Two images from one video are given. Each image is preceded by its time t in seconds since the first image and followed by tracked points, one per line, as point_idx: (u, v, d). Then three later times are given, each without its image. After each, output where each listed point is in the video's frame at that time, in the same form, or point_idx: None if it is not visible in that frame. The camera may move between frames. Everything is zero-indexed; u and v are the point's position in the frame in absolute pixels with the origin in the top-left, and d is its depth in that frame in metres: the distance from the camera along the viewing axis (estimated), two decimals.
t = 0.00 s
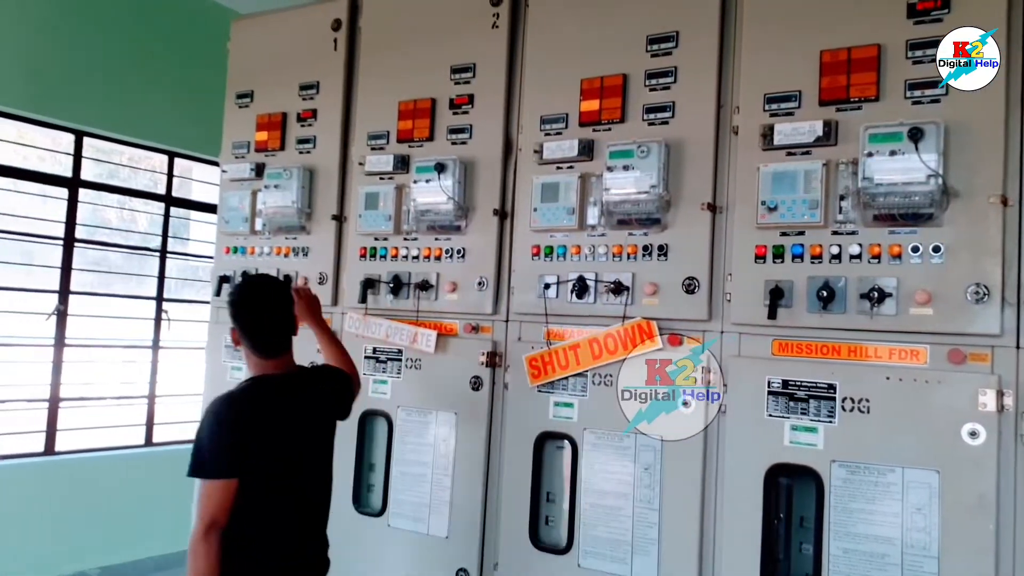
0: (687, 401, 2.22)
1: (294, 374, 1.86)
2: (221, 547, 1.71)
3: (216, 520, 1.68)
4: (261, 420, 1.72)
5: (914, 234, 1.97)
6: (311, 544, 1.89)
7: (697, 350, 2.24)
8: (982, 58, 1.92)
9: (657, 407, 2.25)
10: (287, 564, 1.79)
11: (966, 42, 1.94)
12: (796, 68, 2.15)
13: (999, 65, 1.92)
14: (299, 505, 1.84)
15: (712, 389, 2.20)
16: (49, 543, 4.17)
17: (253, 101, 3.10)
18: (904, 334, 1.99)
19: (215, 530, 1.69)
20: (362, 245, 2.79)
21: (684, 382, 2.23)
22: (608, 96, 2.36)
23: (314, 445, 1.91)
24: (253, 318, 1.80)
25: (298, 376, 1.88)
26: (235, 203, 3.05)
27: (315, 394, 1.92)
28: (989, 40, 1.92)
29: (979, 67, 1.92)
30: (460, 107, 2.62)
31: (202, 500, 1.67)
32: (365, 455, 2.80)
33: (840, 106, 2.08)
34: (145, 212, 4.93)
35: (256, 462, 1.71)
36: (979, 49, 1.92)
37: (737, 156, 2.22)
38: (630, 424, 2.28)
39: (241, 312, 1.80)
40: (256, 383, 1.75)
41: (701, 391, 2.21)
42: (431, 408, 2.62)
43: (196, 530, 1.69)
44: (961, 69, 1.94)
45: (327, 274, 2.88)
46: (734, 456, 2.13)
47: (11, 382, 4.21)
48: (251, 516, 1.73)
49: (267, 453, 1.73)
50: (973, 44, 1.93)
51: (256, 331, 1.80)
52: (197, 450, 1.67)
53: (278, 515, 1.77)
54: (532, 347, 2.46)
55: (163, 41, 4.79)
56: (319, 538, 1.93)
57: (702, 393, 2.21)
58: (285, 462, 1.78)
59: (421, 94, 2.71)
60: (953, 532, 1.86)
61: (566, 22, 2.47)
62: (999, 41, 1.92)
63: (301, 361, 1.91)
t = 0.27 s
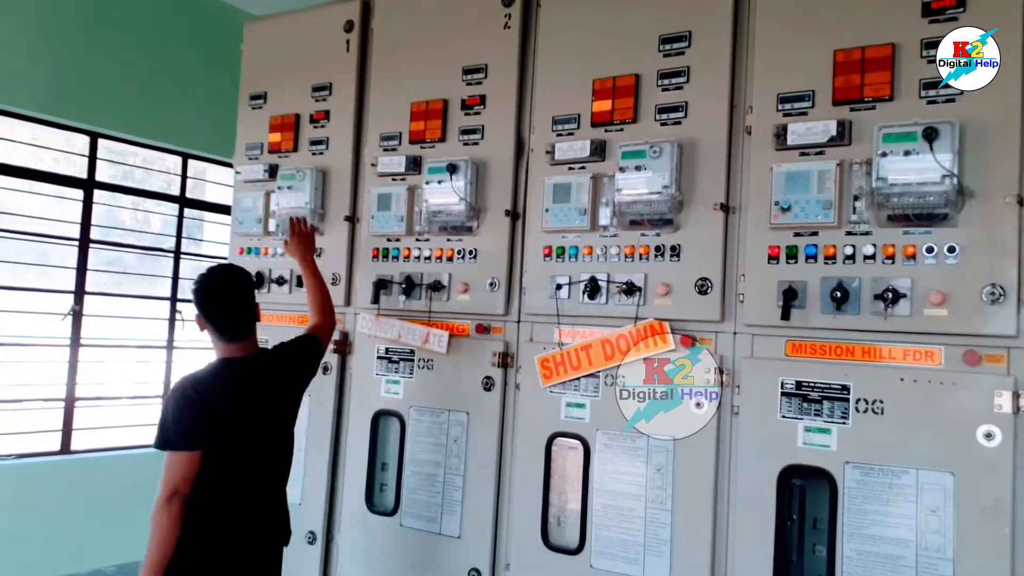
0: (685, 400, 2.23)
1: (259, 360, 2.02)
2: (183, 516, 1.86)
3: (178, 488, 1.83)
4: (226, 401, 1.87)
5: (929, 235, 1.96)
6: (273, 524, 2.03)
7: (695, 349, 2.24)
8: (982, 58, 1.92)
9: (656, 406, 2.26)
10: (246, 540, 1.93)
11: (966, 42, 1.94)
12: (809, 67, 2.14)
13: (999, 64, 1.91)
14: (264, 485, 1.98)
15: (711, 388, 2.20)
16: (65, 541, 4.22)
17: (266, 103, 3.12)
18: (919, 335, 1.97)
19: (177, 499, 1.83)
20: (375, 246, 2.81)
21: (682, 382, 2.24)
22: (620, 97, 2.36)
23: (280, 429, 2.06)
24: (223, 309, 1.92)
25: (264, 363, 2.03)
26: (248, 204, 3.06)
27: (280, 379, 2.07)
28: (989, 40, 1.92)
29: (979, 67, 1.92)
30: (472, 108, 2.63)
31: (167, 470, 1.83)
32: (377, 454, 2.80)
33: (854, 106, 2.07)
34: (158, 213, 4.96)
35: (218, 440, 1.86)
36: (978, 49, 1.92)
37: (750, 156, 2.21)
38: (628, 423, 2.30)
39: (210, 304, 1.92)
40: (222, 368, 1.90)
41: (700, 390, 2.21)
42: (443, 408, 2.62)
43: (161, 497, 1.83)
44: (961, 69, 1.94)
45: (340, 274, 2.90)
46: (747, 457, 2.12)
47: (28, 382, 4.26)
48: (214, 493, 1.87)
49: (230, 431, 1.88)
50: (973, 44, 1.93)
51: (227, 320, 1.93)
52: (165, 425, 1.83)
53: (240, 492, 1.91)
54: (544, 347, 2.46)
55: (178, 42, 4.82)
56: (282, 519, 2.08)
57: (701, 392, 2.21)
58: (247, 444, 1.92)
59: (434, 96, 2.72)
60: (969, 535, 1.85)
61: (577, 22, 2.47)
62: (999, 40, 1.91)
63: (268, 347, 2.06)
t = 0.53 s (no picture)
0: (683, 399, 2.24)
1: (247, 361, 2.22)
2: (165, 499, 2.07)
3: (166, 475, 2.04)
4: (211, 400, 2.09)
5: (940, 235, 1.95)
6: (258, 514, 2.23)
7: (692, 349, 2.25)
8: (982, 58, 1.92)
9: (654, 406, 2.28)
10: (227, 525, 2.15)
11: (966, 42, 1.94)
12: (819, 67, 2.13)
13: (999, 64, 1.91)
14: (249, 478, 2.18)
15: (710, 386, 2.21)
16: (76, 540, 4.25)
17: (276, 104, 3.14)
18: (929, 336, 1.96)
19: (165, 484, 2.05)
20: (383, 246, 2.82)
21: (681, 381, 2.25)
22: (628, 97, 2.36)
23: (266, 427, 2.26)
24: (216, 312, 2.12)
25: (253, 363, 2.23)
26: (259, 205, 3.07)
27: (268, 378, 2.27)
28: (989, 40, 1.92)
29: (979, 67, 1.92)
30: (480, 108, 2.64)
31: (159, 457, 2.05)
32: (384, 454, 2.80)
33: (864, 105, 2.06)
34: (168, 214, 4.99)
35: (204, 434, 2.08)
36: (978, 49, 1.93)
37: (760, 156, 2.21)
38: (627, 422, 2.31)
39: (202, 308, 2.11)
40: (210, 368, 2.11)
41: (698, 389, 2.22)
42: (451, 409, 2.63)
43: (149, 479, 2.04)
44: (961, 69, 1.94)
45: (349, 274, 2.90)
46: (756, 458, 2.12)
47: (40, 381, 4.30)
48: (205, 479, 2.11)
49: (215, 428, 2.09)
50: (973, 44, 1.93)
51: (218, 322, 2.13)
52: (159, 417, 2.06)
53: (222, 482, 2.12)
54: (552, 348, 2.46)
55: (187, 44, 4.85)
56: (269, 509, 2.27)
57: (699, 392, 2.22)
58: (231, 440, 2.13)
59: (442, 96, 2.73)
60: (980, 538, 1.83)
61: (585, 22, 2.47)
62: (999, 40, 1.91)
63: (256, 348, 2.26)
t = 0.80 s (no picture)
0: (682, 398, 2.25)
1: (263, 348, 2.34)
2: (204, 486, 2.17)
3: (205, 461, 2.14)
4: (240, 387, 2.19)
5: (951, 235, 1.94)
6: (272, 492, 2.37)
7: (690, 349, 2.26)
8: (982, 58, 1.92)
9: (653, 404, 2.29)
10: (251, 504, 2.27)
11: (966, 43, 1.94)
12: (829, 67, 2.12)
13: (999, 64, 1.91)
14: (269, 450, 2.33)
15: (708, 386, 2.21)
16: (88, 539, 4.28)
17: (286, 105, 3.15)
18: (941, 337, 1.94)
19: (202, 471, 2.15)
20: (393, 246, 2.83)
21: (679, 380, 2.26)
22: (638, 97, 2.36)
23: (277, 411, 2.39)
24: (219, 315, 2.18)
25: (266, 351, 2.35)
26: (270, 205, 3.09)
27: (279, 365, 2.40)
28: (989, 40, 1.92)
29: (979, 67, 1.93)
30: (489, 109, 2.64)
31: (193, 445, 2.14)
32: (394, 454, 2.82)
33: (875, 105, 2.05)
34: (179, 215, 5.01)
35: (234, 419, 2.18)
36: (978, 49, 1.93)
37: (770, 156, 2.20)
38: (624, 421, 2.33)
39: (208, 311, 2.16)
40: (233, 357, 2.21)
41: (696, 388, 2.23)
42: (460, 408, 2.63)
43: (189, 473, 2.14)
44: (961, 69, 1.94)
45: (358, 275, 2.92)
46: (765, 459, 2.11)
47: (53, 381, 4.33)
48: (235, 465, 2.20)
49: (243, 413, 2.20)
50: (973, 44, 1.93)
51: (223, 325, 2.20)
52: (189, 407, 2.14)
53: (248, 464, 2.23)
54: (561, 348, 2.46)
55: (198, 45, 4.87)
56: (279, 488, 2.41)
57: (697, 391, 2.23)
58: (254, 425, 2.24)
59: (451, 97, 2.73)
60: (993, 540, 1.82)
61: (594, 23, 2.47)
62: (999, 40, 1.91)
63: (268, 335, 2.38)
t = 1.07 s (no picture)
0: (679, 397, 2.26)
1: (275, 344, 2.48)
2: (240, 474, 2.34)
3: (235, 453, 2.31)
4: (253, 381, 2.34)
5: (962, 235, 1.92)
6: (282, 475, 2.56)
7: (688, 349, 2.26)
8: (982, 58, 1.92)
9: (650, 403, 2.30)
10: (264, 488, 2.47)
11: (966, 42, 1.94)
12: (838, 66, 2.11)
13: (999, 64, 1.91)
14: (281, 432, 2.51)
15: (706, 385, 2.22)
16: (98, 536, 4.31)
17: (296, 106, 3.18)
18: (952, 337, 1.93)
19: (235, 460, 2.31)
20: (401, 246, 2.84)
21: (677, 379, 2.27)
22: (646, 97, 2.36)
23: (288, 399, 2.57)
24: (235, 315, 2.27)
25: (277, 346, 2.50)
26: (279, 206, 3.11)
27: (288, 359, 2.55)
28: (989, 40, 1.92)
29: (979, 67, 1.92)
30: (497, 110, 2.65)
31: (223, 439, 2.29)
32: (402, 453, 2.82)
33: (884, 105, 2.04)
34: (188, 215, 5.04)
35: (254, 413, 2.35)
36: (979, 48, 1.93)
37: (778, 156, 2.19)
38: (622, 420, 2.34)
39: (224, 313, 2.27)
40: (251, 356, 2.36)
41: (694, 387, 2.24)
42: (468, 408, 2.64)
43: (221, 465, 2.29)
44: (961, 69, 1.94)
45: (367, 275, 2.93)
46: (774, 459, 2.10)
47: (64, 380, 4.37)
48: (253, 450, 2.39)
49: (256, 404, 2.35)
50: (973, 44, 1.93)
51: (240, 324, 2.29)
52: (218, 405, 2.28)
53: (260, 452, 2.42)
54: (569, 348, 2.46)
55: (209, 47, 4.90)
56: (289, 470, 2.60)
57: (695, 390, 2.24)
58: (265, 414, 2.41)
59: (460, 97, 2.74)
60: (1004, 542, 1.80)
61: (602, 23, 2.47)
62: (999, 40, 1.91)
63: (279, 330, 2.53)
